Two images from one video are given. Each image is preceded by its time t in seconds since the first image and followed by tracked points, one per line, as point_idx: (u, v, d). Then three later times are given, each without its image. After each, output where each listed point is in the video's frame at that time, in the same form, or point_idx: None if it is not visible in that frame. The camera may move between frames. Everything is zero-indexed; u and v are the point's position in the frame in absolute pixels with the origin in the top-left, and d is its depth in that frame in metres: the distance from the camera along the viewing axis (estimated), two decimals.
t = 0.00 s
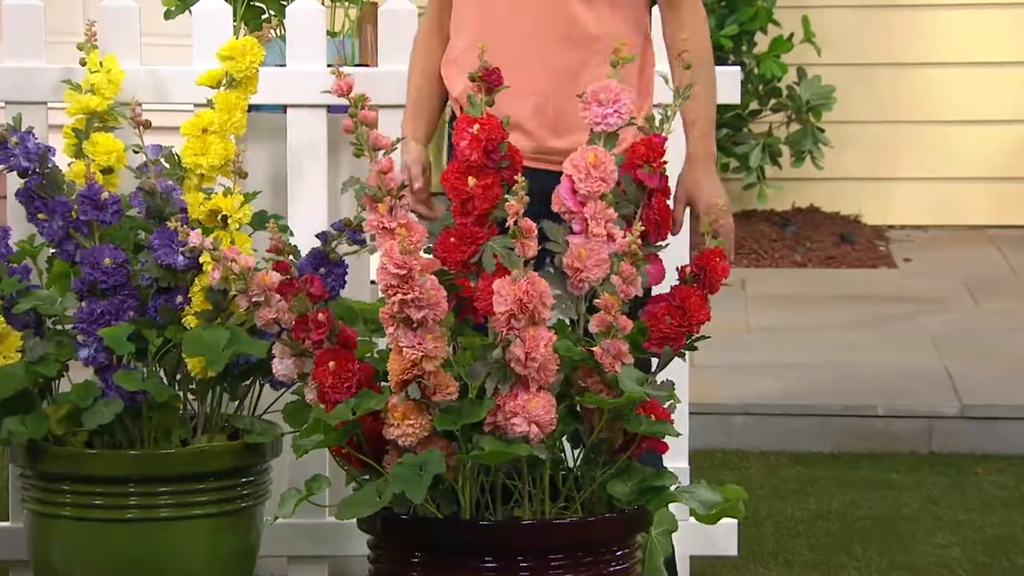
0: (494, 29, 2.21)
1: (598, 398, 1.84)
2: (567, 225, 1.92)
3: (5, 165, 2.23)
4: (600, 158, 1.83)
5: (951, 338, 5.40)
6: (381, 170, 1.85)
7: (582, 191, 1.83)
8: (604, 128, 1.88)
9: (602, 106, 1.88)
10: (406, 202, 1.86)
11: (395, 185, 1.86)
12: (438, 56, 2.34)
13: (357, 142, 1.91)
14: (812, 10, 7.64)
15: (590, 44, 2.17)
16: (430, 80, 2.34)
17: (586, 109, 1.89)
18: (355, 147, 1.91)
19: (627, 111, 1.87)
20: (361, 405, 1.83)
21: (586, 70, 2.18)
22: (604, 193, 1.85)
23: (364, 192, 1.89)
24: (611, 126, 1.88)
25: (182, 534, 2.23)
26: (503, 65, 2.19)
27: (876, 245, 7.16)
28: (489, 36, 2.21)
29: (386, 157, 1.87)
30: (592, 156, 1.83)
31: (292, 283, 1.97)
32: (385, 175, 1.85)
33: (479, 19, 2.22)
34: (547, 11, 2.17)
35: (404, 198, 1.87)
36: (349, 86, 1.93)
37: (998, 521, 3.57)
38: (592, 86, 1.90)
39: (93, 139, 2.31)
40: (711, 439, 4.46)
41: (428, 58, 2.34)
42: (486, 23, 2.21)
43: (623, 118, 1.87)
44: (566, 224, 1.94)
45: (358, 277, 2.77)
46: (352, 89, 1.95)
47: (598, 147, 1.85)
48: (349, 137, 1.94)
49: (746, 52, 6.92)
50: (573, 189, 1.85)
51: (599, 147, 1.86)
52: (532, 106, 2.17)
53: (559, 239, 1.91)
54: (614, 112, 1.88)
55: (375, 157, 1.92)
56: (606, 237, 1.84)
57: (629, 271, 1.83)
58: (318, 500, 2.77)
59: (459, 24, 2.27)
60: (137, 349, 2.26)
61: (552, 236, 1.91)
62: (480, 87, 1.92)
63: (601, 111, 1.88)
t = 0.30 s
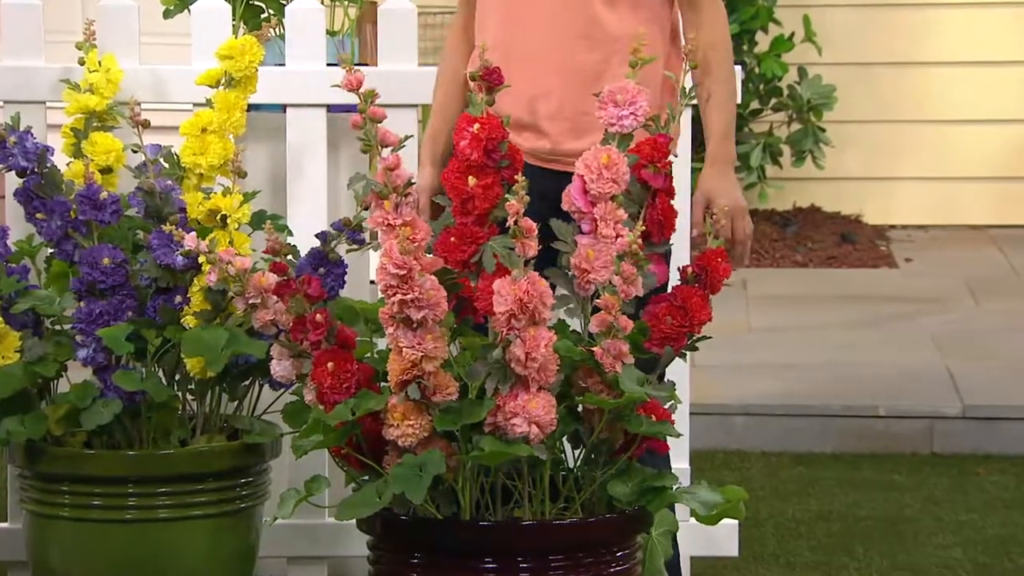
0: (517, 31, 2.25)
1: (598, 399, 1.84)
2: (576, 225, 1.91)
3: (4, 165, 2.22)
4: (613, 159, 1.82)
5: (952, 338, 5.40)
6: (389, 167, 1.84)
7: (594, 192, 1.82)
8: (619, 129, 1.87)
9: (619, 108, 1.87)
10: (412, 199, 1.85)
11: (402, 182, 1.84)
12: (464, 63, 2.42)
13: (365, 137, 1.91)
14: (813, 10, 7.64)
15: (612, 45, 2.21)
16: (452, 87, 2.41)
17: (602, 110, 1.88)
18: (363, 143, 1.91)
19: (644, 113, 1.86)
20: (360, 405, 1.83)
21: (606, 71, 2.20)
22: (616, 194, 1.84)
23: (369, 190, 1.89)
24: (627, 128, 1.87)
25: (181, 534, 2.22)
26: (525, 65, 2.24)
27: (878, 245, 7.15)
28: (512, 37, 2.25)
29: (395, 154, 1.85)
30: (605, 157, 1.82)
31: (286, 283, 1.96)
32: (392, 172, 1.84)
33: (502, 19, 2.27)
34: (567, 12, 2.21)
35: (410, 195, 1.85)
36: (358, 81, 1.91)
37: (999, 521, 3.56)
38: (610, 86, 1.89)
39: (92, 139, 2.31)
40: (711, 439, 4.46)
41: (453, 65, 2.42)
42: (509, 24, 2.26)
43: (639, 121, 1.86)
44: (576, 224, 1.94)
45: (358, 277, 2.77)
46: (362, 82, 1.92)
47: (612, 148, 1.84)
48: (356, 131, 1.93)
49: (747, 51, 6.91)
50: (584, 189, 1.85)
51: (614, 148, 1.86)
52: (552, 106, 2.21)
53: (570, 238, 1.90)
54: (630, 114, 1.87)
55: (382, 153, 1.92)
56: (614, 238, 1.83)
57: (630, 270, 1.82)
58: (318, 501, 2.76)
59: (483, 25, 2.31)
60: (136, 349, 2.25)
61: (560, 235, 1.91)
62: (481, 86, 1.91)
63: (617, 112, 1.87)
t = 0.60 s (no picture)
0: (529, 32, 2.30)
1: (598, 399, 1.83)
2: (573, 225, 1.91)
3: (4, 165, 2.22)
4: (608, 158, 1.82)
5: (952, 338, 5.40)
6: (388, 167, 1.84)
7: (589, 191, 1.82)
8: (613, 129, 1.87)
9: (612, 107, 1.87)
10: (412, 199, 1.85)
11: (402, 182, 1.84)
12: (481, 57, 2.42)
13: (364, 138, 1.91)
14: (814, 9, 7.64)
15: (613, 45, 2.26)
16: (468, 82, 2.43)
17: (596, 110, 1.88)
18: (362, 143, 1.91)
19: (637, 112, 1.86)
20: (360, 406, 1.83)
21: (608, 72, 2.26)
22: (611, 193, 1.84)
23: (369, 189, 1.89)
24: (621, 127, 1.86)
25: (181, 534, 2.22)
26: (537, 66, 2.29)
27: (878, 245, 7.15)
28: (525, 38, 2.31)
29: (394, 154, 1.85)
30: (600, 157, 1.82)
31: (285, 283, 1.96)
32: (391, 172, 1.84)
33: (516, 20, 2.32)
34: (574, 14, 2.27)
35: (410, 195, 1.85)
36: (357, 81, 1.91)
37: (1000, 522, 3.56)
38: (604, 86, 1.89)
39: (92, 138, 2.30)
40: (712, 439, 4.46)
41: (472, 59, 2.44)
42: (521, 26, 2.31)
43: (633, 119, 1.86)
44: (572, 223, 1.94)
45: (359, 277, 2.76)
46: (361, 84, 1.93)
47: (607, 148, 1.84)
48: (355, 132, 1.93)
49: (748, 51, 6.91)
50: (580, 189, 1.85)
51: (609, 147, 1.86)
52: (558, 108, 2.27)
53: (566, 238, 1.90)
54: (624, 113, 1.86)
55: (381, 154, 1.92)
56: (612, 237, 1.83)
57: (630, 270, 1.82)
58: (317, 501, 2.75)
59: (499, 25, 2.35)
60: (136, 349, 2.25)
61: (557, 236, 1.91)
62: (483, 86, 1.91)
63: (610, 111, 1.87)
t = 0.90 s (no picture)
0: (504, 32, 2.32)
1: (598, 399, 1.84)
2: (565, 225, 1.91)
3: (4, 165, 2.22)
4: (596, 157, 1.82)
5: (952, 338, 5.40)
6: (383, 169, 1.84)
7: (578, 191, 1.82)
8: (599, 127, 1.87)
9: (597, 105, 1.87)
10: (407, 201, 1.85)
11: (397, 184, 1.85)
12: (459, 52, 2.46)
13: (358, 140, 1.91)
14: (814, 9, 7.64)
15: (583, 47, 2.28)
16: (447, 80, 2.43)
17: (581, 109, 1.88)
18: (356, 145, 1.91)
19: (622, 110, 1.86)
20: (361, 406, 1.83)
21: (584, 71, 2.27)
22: (601, 192, 1.84)
23: (365, 191, 1.89)
24: (606, 126, 1.86)
25: (181, 534, 2.22)
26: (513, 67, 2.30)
27: (878, 245, 7.15)
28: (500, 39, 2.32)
29: (388, 156, 1.86)
30: (588, 156, 1.82)
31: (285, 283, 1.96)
32: (385, 174, 1.85)
33: (487, 21, 2.34)
34: (546, 17, 2.29)
35: (406, 197, 1.85)
36: (350, 85, 1.92)
37: (1001, 522, 3.56)
38: (588, 85, 1.89)
39: (92, 138, 2.30)
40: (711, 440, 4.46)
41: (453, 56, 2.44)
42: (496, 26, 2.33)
43: (618, 118, 1.86)
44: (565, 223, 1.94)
45: (359, 277, 2.76)
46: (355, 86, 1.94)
47: (593, 147, 1.84)
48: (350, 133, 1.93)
49: (748, 51, 6.90)
50: (570, 189, 1.85)
51: (596, 147, 1.85)
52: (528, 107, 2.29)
53: (557, 239, 1.90)
54: (609, 111, 1.86)
55: (376, 156, 1.92)
56: (603, 236, 1.83)
57: (630, 270, 1.83)
58: (317, 502, 2.75)
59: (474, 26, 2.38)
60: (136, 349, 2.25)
61: (549, 237, 1.91)
62: (481, 86, 1.91)
63: (596, 110, 1.87)
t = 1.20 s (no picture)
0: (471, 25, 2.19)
1: (598, 399, 1.84)
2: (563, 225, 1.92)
3: (4, 165, 2.22)
4: (593, 157, 1.82)
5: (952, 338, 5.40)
6: (384, 169, 1.84)
7: (576, 191, 1.83)
8: (595, 127, 1.87)
9: (593, 105, 1.87)
10: (408, 200, 1.85)
11: (398, 183, 1.84)
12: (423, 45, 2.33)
13: (359, 139, 1.91)
14: (814, 9, 7.64)
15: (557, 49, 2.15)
16: (409, 76, 2.32)
17: (576, 108, 1.88)
18: (357, 145, 1.91)
19: (618, 109, 1.86)
20: (360, 406, 1.83)
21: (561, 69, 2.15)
22: (598, 192, 1.84)
23: (365, 191, 1.89)
24: (603, 125, 1.86)
25: (181, 534, 2.22)
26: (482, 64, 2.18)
27: (879, 245, 7.15)
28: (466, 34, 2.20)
29: (390, 155, 1.85)
30: (584, 156, 1.82)
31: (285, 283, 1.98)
32: (386, 173, 1.84)
33: (451, 14, 2.22)
34: (517, 12, 2.16)
35: (406, 197, 1.85)
36: (352, 84, 1.93)
37: (1000, 522, 3.56)
38: (584, 85, 1.89)
39: (92, 138, 2.30)
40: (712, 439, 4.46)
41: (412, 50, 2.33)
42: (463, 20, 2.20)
43: (615, 118, 1.86)
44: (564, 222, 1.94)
45: (358, 277, 2.76)
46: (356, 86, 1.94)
47: (590, 147, 1.84)
48: (351, 133, 1.93)
49: (748, 51, 6.90)
50: (567, 189, 1.85)
51: (593, 146, 1.85)
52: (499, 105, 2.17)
53: (554, 240, 1.92)
54: (605, 110, 1.86)
55: (377, 155, 1.92)
56: (601, 236, 1.83)
57: (629, 270, 1.83)
58: (317, 501, 2.75)
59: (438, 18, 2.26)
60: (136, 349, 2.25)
61: (547, 237, 1.92)
62: (480, 86, 1.91)
63: (592, 110, 1.87)
